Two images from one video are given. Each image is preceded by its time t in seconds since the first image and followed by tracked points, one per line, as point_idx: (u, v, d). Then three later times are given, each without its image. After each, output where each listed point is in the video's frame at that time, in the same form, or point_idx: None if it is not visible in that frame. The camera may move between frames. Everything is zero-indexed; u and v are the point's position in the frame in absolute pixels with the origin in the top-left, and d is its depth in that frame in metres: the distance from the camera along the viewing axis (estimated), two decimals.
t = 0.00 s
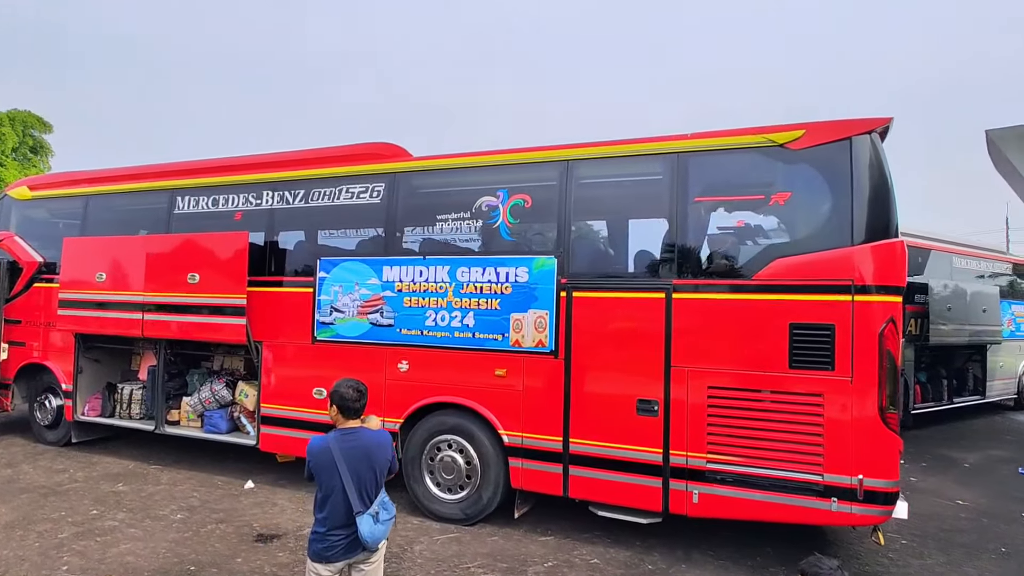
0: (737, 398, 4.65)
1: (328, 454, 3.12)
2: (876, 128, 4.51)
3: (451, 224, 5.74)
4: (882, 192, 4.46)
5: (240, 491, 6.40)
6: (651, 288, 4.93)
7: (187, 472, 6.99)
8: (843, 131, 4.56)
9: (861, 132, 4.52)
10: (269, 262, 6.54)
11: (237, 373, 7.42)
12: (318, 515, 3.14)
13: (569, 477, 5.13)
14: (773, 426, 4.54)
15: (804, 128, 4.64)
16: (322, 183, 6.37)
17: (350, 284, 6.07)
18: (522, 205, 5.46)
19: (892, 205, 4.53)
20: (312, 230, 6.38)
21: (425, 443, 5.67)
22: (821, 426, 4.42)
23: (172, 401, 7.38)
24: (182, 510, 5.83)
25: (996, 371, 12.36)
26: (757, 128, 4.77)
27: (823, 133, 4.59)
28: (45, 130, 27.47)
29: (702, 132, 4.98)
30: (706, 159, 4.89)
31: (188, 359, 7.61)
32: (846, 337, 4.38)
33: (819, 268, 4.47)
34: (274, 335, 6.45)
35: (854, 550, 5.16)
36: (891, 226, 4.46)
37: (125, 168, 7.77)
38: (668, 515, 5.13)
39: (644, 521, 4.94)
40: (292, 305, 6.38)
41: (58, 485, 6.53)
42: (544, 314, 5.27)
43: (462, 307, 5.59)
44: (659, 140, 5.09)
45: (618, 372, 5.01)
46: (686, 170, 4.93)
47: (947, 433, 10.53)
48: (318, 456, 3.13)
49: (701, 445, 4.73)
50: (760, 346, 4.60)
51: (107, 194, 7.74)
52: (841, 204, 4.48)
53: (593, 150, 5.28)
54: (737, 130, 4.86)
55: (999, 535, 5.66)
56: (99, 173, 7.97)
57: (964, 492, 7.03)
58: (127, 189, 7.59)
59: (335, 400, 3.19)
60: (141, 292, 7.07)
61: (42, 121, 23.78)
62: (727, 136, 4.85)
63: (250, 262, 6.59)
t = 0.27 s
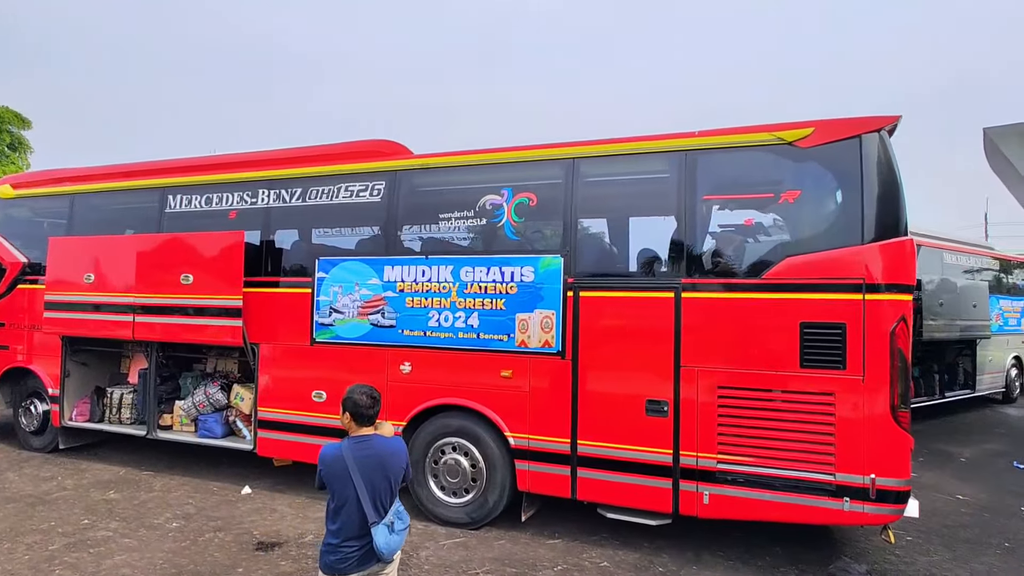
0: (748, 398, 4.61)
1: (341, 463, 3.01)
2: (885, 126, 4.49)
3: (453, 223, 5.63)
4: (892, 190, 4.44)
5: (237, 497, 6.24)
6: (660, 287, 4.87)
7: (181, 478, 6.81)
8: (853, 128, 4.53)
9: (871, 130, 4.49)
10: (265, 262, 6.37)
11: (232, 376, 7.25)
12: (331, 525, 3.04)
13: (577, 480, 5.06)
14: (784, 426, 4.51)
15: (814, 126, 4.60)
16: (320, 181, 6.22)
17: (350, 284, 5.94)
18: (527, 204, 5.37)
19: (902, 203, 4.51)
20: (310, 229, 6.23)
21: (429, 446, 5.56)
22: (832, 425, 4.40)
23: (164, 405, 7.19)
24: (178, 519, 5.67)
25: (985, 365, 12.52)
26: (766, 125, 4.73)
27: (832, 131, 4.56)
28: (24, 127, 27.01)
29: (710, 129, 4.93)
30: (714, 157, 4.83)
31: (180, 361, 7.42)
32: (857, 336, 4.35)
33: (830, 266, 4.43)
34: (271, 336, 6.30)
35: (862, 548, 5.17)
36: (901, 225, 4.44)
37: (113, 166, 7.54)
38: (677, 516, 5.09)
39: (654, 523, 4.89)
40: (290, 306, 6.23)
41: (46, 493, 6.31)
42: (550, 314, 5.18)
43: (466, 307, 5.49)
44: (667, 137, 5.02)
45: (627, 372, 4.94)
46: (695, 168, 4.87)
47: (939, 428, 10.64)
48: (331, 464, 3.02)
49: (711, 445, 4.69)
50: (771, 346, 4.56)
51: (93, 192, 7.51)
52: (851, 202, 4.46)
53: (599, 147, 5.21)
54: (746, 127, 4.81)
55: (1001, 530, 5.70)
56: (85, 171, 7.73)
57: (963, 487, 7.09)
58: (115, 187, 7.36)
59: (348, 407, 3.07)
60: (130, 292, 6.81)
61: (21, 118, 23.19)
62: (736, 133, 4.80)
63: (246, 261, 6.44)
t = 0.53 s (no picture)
0: (760, 396, 4.60)
1: (359, 465, 2.91)
2: (896, 124, 4.50)
3: (460, 221, 5.56)
4: (903, 188, 4.45)
5: (237, 500, 6.10)
6: (672, 285, 4.84)
7: (178, 481, 6.65)
8: (864, 126, 4.54)
9: (882, 127, 4.50)
10: (265, 260, 6.25)
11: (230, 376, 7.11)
12: (348, 529, 2.93)
13: (587, 479, 5.02)
14: (796, 424, 4.50)
15: (825, 124, 4.61)
16: (322, 178, 6.12)
17: (354, 282, 5.84)
18: (536, 201, 5.31)
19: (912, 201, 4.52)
20: (312, 226, 6.13)
21: (436, 447, 5.49)
22: (845, 423, 4.39)
23: (159, 407, 7.04)
24: (177, 523, 5.52)
25: (977, 363, 12.68)
26: (778, 122, 4.72)
27: (843, 129, 4.56)
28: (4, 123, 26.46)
29: (721, 126, 4.91)
30: (726, 154, 4.82)
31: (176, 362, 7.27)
32: (870, 333, 4.35)
33: (843, 265, 4.42)
34: (272, 336, 6.17)
35: (870, 545, 5.18)
36: (912, 222, 4.45)
37: (106, 162, 7.36)
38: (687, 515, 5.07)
39: (665, 522, 4.86)
40: (291, 305, 6.12)
41: (38, 498, 6.13)
42: (560, 313, 5.14)
43: (473, 306, 5.42)
44: (677, 134, 5.00)
45: (638, 371, 4.91)
46: (706, 165, 4.85)
47: (934, 425, 10.75)
48: (349, 466, 2.92)
49: (723, 444, 4.67)
50: (783, 344, 4.54)
51: (86, 188, 7.32)
52: (863, 200, 4.46)
53: (608, 144, 5.17)
54: (757, 125, 4.80)
55: (1005, 525, 5.75)
56: (76, 167, 7.53)
57: (963, 483, 7.15)
58: (108, 183, 7.17)
59: (366, 407, 2.98)
60: (124, 291, 6.63)
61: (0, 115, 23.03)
62: (747, 131, 4.79)
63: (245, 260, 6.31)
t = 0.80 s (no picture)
0: (778, 394, 4.57)
1: (386, 466, 2.83)
2: (916, 119, 4.46)
3: (472, 217, 5.48)
4: (923, 184, 4.41)
5: (244, 501, 6.01)
6: (689, 282, 4.79)
7: (182, 482, 6.55)
8: (884, 121, 4.50)
9: (902, 123, 4.46)
10: (271, 257, 6.14)
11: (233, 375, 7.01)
12: (374, 532, 2.86)
13: (602, 478, 4.97)
14: (815, 422, 4.48)
15: (844, 119, 4.57)
16: (329, 173, 6.01)
17: (363, 279, 5.75)
18: (549, 197, 5.24)
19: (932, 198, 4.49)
20: (319, 222, 6.02)
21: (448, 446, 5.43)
22: (864, 421, 4.37)
23: (162, 406, 6.93)
24: (183, 524, 5.42)
25: (976, 359, 12.75)
26: (796, 118, 4.68)
27: (862, 124, 4.52)
28: None
29: (739, 121, 4.86)
30: (743, 150, 4.77)
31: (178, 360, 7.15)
32: (890, 331, 4.32)
33: (863, 262, 4.39)
34: (278, 334, 6.07)
35: (884, 543, 5.17)
36: (932, 219, 4.42)
37: (105, 156, 7.21)
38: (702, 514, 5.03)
39: (681, 521, 4.83)
40: (298, 302, 6.01)
41: (39, 500, 6.00)
42: (575, 310, 5.07)
43: (486, 303, 5.34)
44: (693, 130, 4.94)
45: (654, 369, 4.86)
46: (723, 161, 4.80)
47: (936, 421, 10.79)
48: (375, 468, 2.84)
49: (741, 442, 4.64)
50: (802, 341, 4.50)
51: (85, 184, 7.17)
52: (882, 196, 4.42)
53: (624, 139, 5.11)
54: (775, 120, 4.75)
55: (1016, 522, 5.77)
56: (75, 162, 7.37)
57: (970, 480, 7.17)
58: (108, 178, 7.03)
59: (392, 408, 2.90)
60: (125, 288, 6.49)
61: None
62: (765, 126, 4.74)
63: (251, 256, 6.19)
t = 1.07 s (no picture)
0: (802, 391, 4.51)
1: (416, 464, 2.74)
2: (944, 112, 4.40)
3: (489, 212, 5.41)
4: (951, 178, 4.35)
5: (257, 499, 5.96)
6: (710, 278, 4.73)
7: (194, 479, 6.50)
8: (910, 115, 4.44)
9: (929, 116, 4.40)
10: (284, 253, 6.07)
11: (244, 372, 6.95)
12: (404, 531, 2.77)
13: (622, 476, 4.92)
14: (840, 419, 4.43)
15: (870, 113, 4.50)
16: (343, 168, 5.94)
17: (377, 275, 5.69)
18: (567, 191, 5.18)
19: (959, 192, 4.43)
20: (332, 218, 5.96)
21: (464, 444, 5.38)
22: (890, 418, 4.32)
23: (173, 404, 6.87)
24: (198, 522, 5.37)
25: (986, 356, 12.69)
26: (820, 111, 4.62)
27: (888, 118, 4.46)
28: None
29: (761, 115, 4.79)
30: (766, 144, 4.71)
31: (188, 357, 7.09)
32: (917, 327, 4.26)
33: (889, 257, 4.33)
34: (291, 330, 6.00)
35: (906, 541, 5.13)
36: (960, 214, 4.36)
37: (113, 151, 7.12)
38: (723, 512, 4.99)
39: (703, 519, 4.78)
40: (311, 299, 5.95)
41: (51, 498, 5.95)
42: (594, 306, 5.01)
43: (503, 300, 5.28)
44: (715, 123, 4.88)
45: (675, 366, 4.81)
46: (746, 155, 4.74)
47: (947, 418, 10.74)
48: (405, 467, 2.76)
49: (764, 440, 4.59)
50: (827, 338, 4.45)
51: (93, 179, 7.09)
52: (909, 191, 4.36)
53: (644, 133, 5.04)
54: (799, 114, 4.69)
55: None
56: (82, 156, 7.29)
57: (986, 477, 7.12)
58: (117, 173, 6.95)
59: (423, 405, 2.84)
60: (136, 285, 6.42)
61: None
62: (788, 120, 4.68)
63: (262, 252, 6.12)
